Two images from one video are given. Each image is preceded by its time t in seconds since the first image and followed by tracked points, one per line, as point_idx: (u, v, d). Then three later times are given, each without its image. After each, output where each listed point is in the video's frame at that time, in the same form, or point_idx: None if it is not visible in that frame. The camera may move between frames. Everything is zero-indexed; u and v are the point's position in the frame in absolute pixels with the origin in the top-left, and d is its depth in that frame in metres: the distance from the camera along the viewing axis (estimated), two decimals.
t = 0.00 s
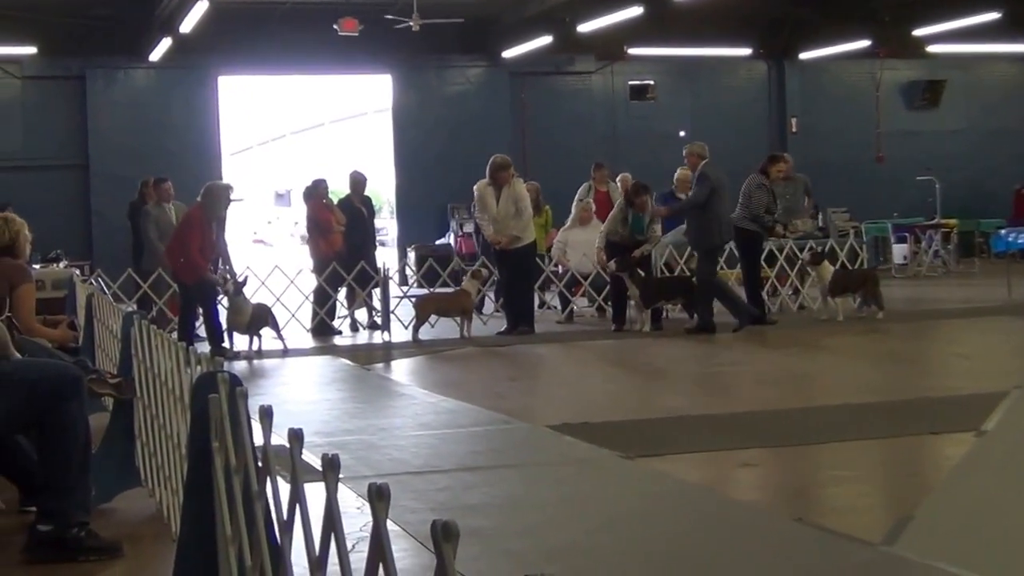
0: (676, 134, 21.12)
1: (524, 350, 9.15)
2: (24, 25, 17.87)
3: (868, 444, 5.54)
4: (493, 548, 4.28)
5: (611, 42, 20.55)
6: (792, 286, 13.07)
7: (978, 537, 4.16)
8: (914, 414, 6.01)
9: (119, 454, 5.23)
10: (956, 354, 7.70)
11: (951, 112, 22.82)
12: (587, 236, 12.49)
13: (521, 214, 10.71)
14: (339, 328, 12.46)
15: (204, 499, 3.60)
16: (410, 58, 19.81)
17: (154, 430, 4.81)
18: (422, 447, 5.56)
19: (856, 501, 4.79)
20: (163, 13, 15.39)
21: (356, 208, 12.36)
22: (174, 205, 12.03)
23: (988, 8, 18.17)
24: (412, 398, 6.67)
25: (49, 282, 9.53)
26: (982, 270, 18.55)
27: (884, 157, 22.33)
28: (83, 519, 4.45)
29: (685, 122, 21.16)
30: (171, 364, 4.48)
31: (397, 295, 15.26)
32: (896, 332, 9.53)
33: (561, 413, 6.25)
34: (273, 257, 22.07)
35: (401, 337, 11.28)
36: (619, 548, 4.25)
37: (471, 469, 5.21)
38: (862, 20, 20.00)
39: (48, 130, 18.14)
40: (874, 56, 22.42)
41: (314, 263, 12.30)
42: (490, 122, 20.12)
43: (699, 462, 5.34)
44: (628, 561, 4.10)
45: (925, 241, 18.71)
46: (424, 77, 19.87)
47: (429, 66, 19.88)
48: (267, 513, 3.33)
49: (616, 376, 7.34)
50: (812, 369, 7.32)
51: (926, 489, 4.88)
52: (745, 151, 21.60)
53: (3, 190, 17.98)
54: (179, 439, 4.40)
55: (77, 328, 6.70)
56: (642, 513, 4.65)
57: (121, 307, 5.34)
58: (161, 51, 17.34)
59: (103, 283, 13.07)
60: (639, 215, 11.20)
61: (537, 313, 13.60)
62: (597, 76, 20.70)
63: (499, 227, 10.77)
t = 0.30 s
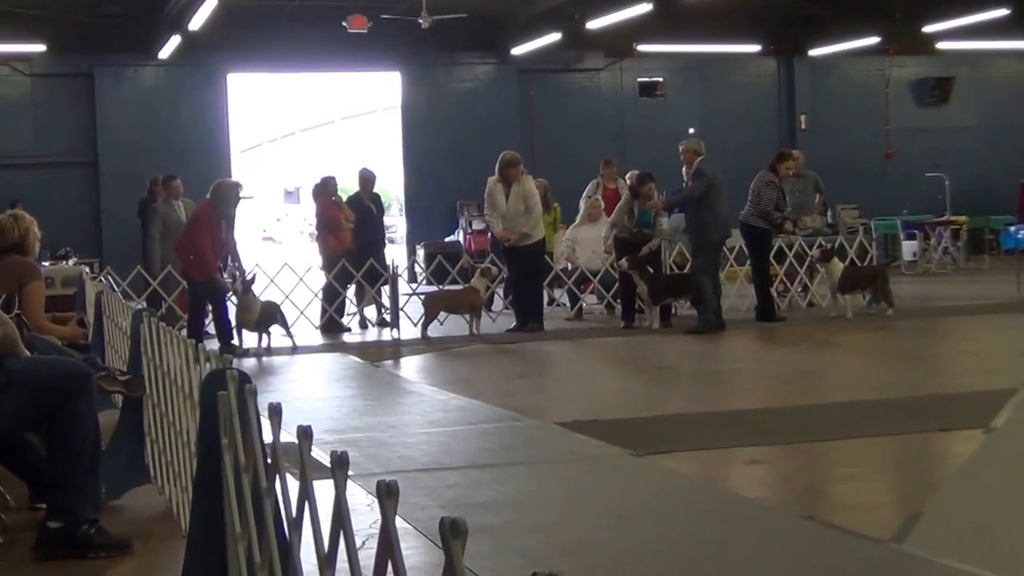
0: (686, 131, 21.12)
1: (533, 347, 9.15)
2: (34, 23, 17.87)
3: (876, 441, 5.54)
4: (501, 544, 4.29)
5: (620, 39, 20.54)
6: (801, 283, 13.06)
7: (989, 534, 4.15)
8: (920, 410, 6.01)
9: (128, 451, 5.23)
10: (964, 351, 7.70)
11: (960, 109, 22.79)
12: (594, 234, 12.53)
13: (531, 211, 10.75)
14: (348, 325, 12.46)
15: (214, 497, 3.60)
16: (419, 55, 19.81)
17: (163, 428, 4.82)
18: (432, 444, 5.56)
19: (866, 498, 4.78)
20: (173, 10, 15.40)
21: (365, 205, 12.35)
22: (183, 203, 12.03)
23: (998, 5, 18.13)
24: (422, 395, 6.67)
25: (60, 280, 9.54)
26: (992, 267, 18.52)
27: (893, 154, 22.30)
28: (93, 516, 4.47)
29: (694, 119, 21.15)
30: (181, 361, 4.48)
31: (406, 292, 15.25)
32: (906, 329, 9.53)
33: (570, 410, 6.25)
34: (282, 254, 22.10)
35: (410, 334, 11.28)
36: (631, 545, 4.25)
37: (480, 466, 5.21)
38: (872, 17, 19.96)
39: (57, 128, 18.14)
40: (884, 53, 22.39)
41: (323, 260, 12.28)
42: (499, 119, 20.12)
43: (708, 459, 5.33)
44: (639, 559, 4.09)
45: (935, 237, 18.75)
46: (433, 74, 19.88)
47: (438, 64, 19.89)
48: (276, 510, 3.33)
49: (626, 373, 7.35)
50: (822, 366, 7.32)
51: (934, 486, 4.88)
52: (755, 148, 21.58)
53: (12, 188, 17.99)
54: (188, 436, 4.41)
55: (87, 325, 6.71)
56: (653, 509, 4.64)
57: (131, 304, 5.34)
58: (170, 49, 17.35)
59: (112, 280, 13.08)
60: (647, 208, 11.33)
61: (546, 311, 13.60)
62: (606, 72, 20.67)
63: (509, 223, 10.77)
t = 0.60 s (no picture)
0: (695, 128, 21.10)
1: (543, 344, 9.15)
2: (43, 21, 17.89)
3: (886, 438, 5.52)
4: (511, 541, 4.29)
5: (629, 36, 20.53)
6: (811, 280, 13.03)
7: (1000, 533, 4.13)
8: (929, 408, 5.99)
9: (137, 449, 5.23)
10: (975, 348, 7.68)
11: (970, 105, 22.74)
12: (603, 230, 12.60)
13: (539, 209, 10.69)
14: (357, 322, 12.47)
15: (225, 494, 3.60)
16: (429, 52, 19.79)
17: (173, 425, 4.81)
18: (441, 442, 5.55)
19: (874, 495, 4.78)
20: (181, 7, 15.41)
21: (374, 203, 12.38)
22: (192, 200, 12.05)
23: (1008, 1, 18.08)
24: (431, 392, 6.67)
25: (69, 277, 9.56)
26: (1002, 264, 18.47)
27: (903, 150, 22.26)
28: (102, 513, 4.47)
29: (703, 116, 21.13)
30: (190, 359, 4.48)
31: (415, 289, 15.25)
32: (915, 326, 9.53)
33: (579, 407, 6.24)
34: (292, 252, 22.14)
35: (420, 331, 11.28)
36: (641, 542, 4.25)
37: (489, 464, 5.20)
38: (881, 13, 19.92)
39: (65, 126, 18.17)
40: (894, 50, 22.35)
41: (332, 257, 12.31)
42: (508, 116, 20.10)
43: (717, 457, 5.32)
44: (650, 556, 4.09)
45: (944, 235, 18.78)
46: (442, 71, 19.87)
47: (446, 60, 19.86)
48: (285, 507, 3.33)
49: (636, 369, 7.34)
50: (832, 363, 7.30)
51: (944, 484, 4.86)
52: (764, 146, 21.55)
53: (21, 186, 18.02)
54: (197, 434, 4.41)
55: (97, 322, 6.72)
56: (662, 506, 4.64)
57: (140, 301, 5.34)
58: (179, 46, 17.37)
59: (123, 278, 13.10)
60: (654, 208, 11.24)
61: (555, 308, 13.59)
62: (615, 70, 20.65)
63: (518, 220, 10.78)
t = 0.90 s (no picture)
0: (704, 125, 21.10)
1: (553, 341, 9.15)
2: (53, 19, 17.92)
3: (895, 434, 5.51)
4: (520, 538, 4.29)
5: (638, 33, 20.54)
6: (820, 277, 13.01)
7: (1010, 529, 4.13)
8: (939, 404, 5.98)
9: (148, 446, 5.24)
10: (985, 345, 7.66)
11: (980, 102, 22.69)
12: (612, 227, 12.62)
13: (548, 206, 10.69)
14: (366, 320, 12.48)
15: (235, 491, 3.61)
16: (437, 50, 19.79)
17: (182, 422, 4.82)
18: (451, 439, 5.55)
19: (884, 492, 4.77)
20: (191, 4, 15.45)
21: (383, 199, 12.39)
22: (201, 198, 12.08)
23: None
24: (440, 389, 6.67)
25: (78, 275, 9.58)
26: (1012, 261, 18.42)
27: (912, 147, 22.25)
28: (112, 510, 4.47)
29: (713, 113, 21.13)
30: (200, 356, 4.48)
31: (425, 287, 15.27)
32: (924, 322, 9.52)
33: (588, 404, 6.24)
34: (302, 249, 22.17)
35: (429, 329, 11.28)
36: (651, 539, 4.25)
37: (498, 461, 5.20)
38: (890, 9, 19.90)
39: (74, 124, 18.21)
40: (903, 46, 22.33)
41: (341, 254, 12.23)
42: (518, 113, 20.10)
43: (727, 453, 5.32)
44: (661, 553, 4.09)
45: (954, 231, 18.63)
46: (450, 69, 19.86)
47: (455, 57, 19.84)
48: (295, 505, 3.33)
49: (646, 366, 7.34)
50: (843, 360, 7.30)
51: (954, 481, 4.85)
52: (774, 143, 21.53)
53: (31, 183, 18.07)
54: (207, 431, 4.42)
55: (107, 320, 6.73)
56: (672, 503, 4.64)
57: (150, 298, 5.34)
58: (188, 44, 17.41)
59: (132, 276, 13.12)
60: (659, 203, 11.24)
61: (564, 305, 13.60)
62: (624, 67, 20.64)
63: (527, 218, 10.77)
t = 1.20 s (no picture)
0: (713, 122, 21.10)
1: (562, 338, 9.15)
2: (64, 16, 17.97)
3: (905, 432, 5.50)
4: (530, 536, 4.29)
5: (646, 30, 20.55)
6: (829, 274, 13.01)
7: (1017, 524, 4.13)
8: (947, 401, 5.98)
9: (157, 443, 5.24)
10: (993, 342, 7.66)
11: (989, 98, 22.67)
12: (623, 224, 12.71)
13: (558, 203, 10.69)
14: (375, 317, 12.49)
15: (243, 490, 3.61)
16: (445, 48, 19.76)
17: (191, 419, 4.83)
18: (460, 436, 5.55)
19: (893, 489, 4.76)
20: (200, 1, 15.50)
21: (392, 195, 12.37)
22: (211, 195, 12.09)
23: None
24: (449, 386, 6.68)
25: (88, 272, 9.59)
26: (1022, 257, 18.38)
27: (922, 144, 22.22)
28: (121, 507, 4.48)
29: (722, 110, 21.13)
30: (209, 353, 4.49)
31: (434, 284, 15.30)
32: (933, 319, 9.51)
33: (597, 401, 6.23)
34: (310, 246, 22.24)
35: (438, 326, 11.30)
36: (660, 537, 4.25)
37: (507, 458, 5.20)
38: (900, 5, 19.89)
39: (82, 121, 18.24)
40: (913, 42, 22.31)
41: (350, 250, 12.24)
42: (527, 110, 20.10)
43: (734, 450, 5.31)
44: (669, 550, 4.10)
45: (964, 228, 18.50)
46: (459, 66, 19.85)
47: (464, 54, 19.84)
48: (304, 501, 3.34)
49: (654, 364, 7.34)
50: (850, 357, 7.30)
51: (961, 477, 4.85)
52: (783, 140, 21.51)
53: (41, 181, 18.12)
54: (217, 428, 4.42)
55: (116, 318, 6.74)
56: (681, 501, 4.64)
57: (159, 295, 5.34)
58: (198, 41, 17.46)
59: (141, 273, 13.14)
60: (668, 198, 11.25)
61: (573, 302, 13.62)
62: (633, 64, 20.64)
63: (537, 215, 10.80)
